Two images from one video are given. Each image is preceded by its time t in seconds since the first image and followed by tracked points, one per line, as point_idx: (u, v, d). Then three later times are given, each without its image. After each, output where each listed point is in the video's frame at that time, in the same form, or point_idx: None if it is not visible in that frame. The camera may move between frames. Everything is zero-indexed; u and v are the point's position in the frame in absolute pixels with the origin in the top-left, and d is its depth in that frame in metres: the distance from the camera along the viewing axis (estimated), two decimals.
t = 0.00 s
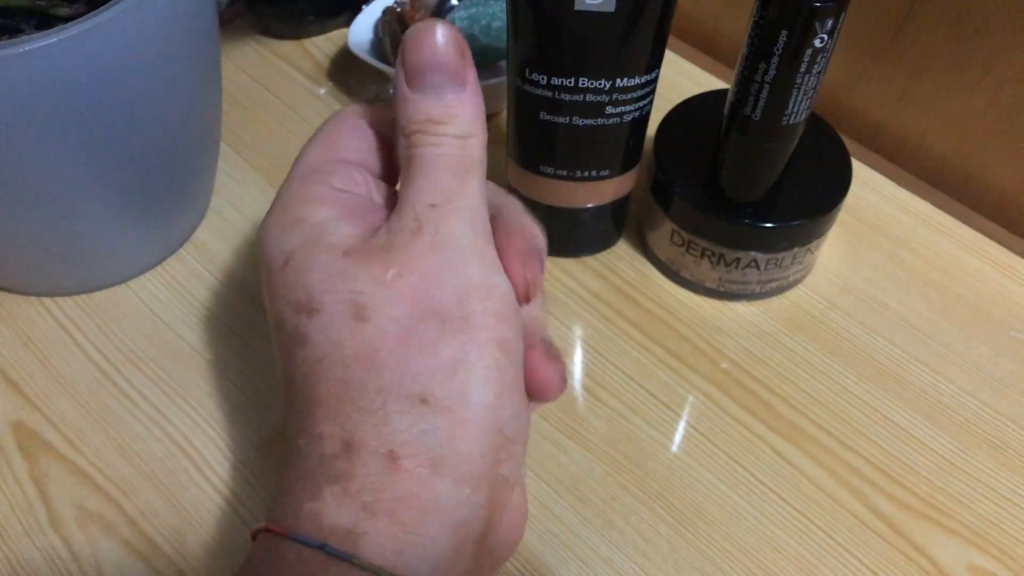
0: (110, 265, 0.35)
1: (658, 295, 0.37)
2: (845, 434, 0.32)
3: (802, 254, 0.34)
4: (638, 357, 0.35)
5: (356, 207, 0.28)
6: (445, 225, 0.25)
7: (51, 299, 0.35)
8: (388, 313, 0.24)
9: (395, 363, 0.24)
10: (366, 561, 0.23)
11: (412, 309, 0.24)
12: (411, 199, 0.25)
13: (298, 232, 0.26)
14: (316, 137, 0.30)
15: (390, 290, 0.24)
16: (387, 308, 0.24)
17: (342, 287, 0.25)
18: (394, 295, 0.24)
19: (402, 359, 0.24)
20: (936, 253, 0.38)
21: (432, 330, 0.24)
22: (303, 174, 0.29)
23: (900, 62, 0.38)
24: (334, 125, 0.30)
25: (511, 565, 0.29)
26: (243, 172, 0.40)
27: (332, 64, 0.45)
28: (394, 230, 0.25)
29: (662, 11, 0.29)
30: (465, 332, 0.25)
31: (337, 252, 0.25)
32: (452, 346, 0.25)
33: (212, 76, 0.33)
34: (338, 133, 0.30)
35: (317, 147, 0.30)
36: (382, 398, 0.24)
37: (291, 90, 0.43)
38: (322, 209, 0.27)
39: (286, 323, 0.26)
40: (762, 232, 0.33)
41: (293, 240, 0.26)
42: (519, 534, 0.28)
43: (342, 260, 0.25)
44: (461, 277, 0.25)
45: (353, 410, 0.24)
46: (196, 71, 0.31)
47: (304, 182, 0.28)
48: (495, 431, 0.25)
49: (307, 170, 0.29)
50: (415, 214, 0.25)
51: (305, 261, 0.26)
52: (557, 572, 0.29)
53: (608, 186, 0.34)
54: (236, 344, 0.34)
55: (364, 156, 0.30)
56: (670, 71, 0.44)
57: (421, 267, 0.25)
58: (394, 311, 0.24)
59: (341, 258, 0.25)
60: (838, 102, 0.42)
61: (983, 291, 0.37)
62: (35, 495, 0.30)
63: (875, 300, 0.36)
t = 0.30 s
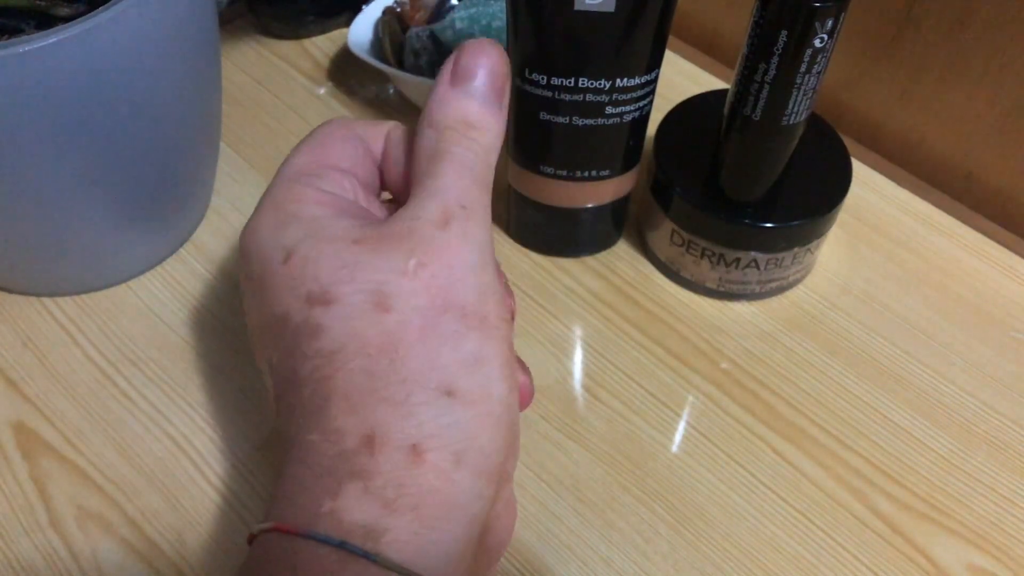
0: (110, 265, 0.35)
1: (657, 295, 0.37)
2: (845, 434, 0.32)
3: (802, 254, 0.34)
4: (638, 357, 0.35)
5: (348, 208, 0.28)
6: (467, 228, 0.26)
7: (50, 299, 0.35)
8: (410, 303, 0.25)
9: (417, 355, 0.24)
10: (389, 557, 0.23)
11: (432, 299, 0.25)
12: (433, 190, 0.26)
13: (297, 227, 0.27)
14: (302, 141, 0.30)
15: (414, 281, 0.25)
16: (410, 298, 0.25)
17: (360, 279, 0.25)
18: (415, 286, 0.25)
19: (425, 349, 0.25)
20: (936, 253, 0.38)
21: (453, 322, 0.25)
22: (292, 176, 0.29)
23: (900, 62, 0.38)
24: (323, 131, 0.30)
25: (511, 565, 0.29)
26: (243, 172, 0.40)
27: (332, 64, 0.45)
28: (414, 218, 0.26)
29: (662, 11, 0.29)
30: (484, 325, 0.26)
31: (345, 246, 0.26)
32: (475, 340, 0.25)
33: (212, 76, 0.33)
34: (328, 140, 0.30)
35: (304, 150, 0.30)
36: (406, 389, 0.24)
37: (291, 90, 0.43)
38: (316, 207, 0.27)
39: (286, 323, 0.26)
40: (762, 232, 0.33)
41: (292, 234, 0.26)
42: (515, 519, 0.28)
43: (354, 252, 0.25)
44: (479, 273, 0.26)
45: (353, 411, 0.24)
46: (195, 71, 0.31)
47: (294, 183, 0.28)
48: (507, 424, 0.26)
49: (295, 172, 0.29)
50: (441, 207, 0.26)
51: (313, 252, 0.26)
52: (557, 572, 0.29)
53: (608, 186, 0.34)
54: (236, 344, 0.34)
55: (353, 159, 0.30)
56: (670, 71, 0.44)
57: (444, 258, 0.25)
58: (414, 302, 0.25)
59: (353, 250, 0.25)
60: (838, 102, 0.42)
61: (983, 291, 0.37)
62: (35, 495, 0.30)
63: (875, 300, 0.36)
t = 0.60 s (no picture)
0: (110, 265, 0.35)
1: (657, 295, 0.37)
2: (845, 434, 0.32)
3: (802, 254, 0.34)
4: (638, 357, 0.35)
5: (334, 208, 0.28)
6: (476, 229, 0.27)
7: (50, 299, 0.35)
8: (423, 304, 0.25)
9: (426, 357, 0.25)
10: (411, 563, 0.23)
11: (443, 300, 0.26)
12: (443, 192, 0.27)
13: (293, 225, 0.27)
14: (275, 136, 0.30)
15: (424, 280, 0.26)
16: (422, 299, 0.25)
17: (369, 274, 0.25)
18: (426, 284, 0.26)
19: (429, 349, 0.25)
20: (936, 253, 0.38)
21: (466, 325, 0.26)
22: (271, 174, 0.28)
23: (901, 62, 0.38)
24: (296, 126, 0.30)
25: (511, 565, 0.29)
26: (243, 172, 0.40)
27: (332, 64, 0.45)
28: (422, 220, 0.27)
29: (661, 11, 0.29)
30: (492, 327, 0.26)
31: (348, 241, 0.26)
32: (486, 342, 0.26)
33: (212, 76, 0.33)
34: (302, 135, 0.30)
35: (280, 145, 0.29)
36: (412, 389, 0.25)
37: (291, 90, 0.43)
38: (307, 206, 0.27)
39: (285, 324, 0.26)
40: (762, 232, 0.33)
41: (291, 233, 0.26)
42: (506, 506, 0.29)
43: (361, 250, 0.26)
44: (485, 275, 0.27)
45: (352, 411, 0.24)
46: (195, 71, 0.31)
47: (275, 181, 0.28)
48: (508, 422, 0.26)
49: (275, 171, 0.28)
50: (452, 207, 0.27)
51: (317, 252, 0.26)
52: (557, 572, 0.29)
53: (608, 186, 0.34)
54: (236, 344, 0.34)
55: (326, 158, 0.30)
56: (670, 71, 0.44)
57: (454, 260, 0.26)
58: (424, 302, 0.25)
59: (360, 248, 0.26)
60: (838, 102, 0.42)
61: (984, 291, 0.37)
62: (35, 495, 0.30)
63: (875, 300, 0.36)
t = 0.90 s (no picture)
0: (110, 264, 0.35)
1: (657, 295, 0.37)
2: (844, 433, 0.32)
3: (802, 254, 0.34)
4: (638, 357, 0.35)
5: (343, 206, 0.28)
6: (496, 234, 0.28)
7: (50, 299, 0.35)
8: (445, 304, 0.26)
9: (429, 357, 0.25)
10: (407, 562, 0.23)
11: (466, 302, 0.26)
12: (463, 197, 0.28)
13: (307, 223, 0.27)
14: (271, 131, 0.29)
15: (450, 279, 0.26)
16: (444, 299, 0.26)
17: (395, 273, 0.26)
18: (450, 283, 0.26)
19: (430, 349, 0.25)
20: (936, 252, 0.38)
21: (484, 327, 0.26)
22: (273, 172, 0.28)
23: (901, 62, 0.38)
24: (293, 121, 0.30)
25: (510, 565, 0.29)
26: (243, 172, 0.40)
27: (332, 64, 0.45)
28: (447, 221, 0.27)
29: (662, 11, 0.29)
30: (492, 327, 0.26)
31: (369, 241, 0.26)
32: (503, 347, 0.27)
33: (212, 76, 0.33)
34: (300, 131, 0.30)
35: (280, 141, 0.29)
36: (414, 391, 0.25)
37: (291, 90, 0.43)
38: (317, 205, 0.27)
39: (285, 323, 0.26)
40: (762, 232, 0.33)
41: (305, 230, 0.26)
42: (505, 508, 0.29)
43: (383, 250, 0.26)
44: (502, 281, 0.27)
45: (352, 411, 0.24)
46: (195, 71, 0.31)
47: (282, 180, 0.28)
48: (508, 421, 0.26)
49: (279, 170, 0.28)
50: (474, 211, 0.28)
51: (335, 250, 0.26)
52: (557, 572, 0.29)
53: (607, 186, 0.34)
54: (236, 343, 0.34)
55: (325, 154, 0.30)
56: (670, 71, 0.44)
57: (476, 263, 0.27)
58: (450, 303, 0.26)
59: (383, 247, 0.26)
60: (838, 102, 0.42)
61: (984, 291, 0.37)
62: (35, 494, 0.30)
63: (875, 300, 0.36)
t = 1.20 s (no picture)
0: (110, 264, 0.35)
1: (657, 294, 0.37)
2: (844, 433, 0.32)
3: (801, 254, 0.34)
4: (638, 356, 0.35)
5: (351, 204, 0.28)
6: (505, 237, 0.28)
7: (50, 299, 0.35)
8: (453, 305, 0.26)
9: (430, 357, 0.25)
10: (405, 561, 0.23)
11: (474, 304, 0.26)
12: (472, 199, 0.28)
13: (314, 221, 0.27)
14: (278, 126, 0.29)
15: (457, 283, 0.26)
16: (451, 300, 0.26)
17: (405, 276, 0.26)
18: (458, 286, 0.26)
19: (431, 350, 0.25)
20: (936, 252, 0.38)
21: (487, 328, 0.26)
22: (281, 167, 0.28)
23: (900, 62, 0.38)
24: (302, 117, 0.29)
25: (510, 564, 0.29)
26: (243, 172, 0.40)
27: (332, 64, 0.45)
28: (456, 221, 0.27)
29: (661, 11, 0.29)
30: (493, 326, 0.26)
31: (379, 241, 0.26)
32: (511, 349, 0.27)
33: (212, 76, 0.33)
34: (308, 127, 0.29)
35: (288, 135, 0.29)
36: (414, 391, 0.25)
37: (291, 90, 0.43)
38: (325, 202, 0.27)
39: (286, 323, 0.26)
40: (762, 232, 0.33)
41: (313, 230, 0.26)
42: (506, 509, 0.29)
43: (393, 251, 0.26)
44: (511, 283, 0.27)
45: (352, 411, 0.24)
46: (196, 70, 0.31)
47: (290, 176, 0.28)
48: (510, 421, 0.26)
49: (286, 164, 0.28)
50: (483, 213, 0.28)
51: (345, 251, 0.26)
52: (557, 572, 0.29)
53: (607, 186, 0.34)
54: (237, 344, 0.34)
55: (331, 151, 0.30)
56: (670, 71, 0.44)
57: (485, 266, 0.27)
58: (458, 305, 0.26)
59: (393, 248, 0.26)
60: (838, 102, 0.42)
61: (984, 291, 0.37)
62: (35, 495, 0.30)
63: (874, 301, 0.36)
